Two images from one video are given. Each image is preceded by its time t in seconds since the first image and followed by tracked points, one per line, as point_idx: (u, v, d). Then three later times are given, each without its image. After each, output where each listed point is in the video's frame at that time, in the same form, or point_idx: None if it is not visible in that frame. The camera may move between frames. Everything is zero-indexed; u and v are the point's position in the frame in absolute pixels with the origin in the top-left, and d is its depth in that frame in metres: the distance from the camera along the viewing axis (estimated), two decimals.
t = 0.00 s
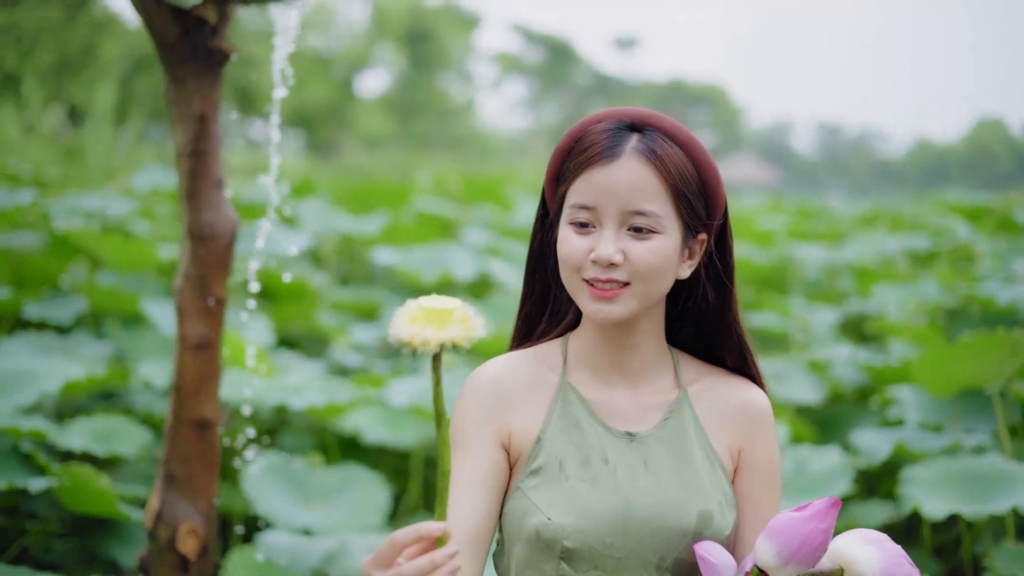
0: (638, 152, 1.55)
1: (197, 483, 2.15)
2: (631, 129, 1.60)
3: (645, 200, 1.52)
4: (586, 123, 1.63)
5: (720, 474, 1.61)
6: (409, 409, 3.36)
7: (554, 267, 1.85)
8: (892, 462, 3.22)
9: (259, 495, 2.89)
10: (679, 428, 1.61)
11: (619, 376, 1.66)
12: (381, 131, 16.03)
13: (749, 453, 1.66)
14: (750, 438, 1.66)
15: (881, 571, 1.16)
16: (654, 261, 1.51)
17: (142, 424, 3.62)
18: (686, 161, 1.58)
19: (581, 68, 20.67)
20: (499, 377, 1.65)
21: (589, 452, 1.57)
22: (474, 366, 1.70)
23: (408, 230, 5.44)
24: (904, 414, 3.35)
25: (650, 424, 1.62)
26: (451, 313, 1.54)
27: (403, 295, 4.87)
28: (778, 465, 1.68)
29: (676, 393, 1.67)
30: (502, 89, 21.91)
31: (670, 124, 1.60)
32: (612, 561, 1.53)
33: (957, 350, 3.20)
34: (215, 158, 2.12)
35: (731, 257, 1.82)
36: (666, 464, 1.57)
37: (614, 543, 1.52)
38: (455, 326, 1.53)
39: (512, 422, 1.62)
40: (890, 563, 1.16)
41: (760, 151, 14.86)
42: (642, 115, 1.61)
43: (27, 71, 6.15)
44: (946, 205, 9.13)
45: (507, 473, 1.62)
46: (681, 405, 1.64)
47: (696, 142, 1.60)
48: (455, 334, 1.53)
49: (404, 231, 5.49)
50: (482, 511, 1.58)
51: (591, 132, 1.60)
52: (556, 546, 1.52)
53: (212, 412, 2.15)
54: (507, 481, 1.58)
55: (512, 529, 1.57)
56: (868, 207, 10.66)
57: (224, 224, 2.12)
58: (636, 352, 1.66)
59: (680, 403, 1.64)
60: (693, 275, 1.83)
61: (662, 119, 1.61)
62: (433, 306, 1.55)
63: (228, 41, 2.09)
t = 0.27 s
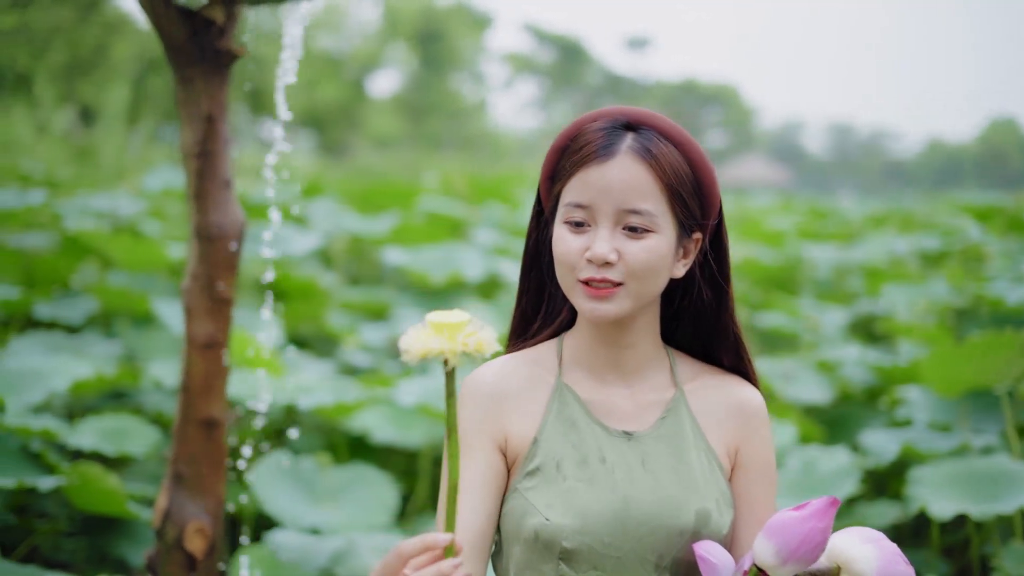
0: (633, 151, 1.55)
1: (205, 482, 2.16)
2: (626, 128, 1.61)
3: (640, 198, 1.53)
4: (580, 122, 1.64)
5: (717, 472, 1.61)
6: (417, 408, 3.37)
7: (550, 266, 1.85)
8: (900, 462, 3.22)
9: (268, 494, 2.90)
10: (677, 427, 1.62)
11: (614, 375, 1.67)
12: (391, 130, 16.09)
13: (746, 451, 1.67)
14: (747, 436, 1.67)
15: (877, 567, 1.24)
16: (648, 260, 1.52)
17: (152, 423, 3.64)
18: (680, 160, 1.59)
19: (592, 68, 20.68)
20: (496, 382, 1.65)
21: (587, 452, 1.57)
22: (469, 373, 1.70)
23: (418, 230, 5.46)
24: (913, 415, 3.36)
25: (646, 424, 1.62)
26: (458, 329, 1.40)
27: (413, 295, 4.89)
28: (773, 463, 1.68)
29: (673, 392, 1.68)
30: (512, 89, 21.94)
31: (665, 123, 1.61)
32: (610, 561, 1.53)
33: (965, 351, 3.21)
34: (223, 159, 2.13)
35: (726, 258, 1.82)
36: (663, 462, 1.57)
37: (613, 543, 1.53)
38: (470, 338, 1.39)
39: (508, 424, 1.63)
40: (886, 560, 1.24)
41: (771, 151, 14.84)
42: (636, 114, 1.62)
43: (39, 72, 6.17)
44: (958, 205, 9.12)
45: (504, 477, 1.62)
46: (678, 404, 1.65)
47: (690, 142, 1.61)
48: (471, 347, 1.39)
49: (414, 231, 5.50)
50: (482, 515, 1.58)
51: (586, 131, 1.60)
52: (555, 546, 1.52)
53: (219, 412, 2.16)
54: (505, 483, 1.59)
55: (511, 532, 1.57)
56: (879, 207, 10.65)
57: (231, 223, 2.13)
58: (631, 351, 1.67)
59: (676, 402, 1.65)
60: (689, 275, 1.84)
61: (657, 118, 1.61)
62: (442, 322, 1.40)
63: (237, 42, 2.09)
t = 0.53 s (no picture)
0: (628, 149, 1.56)
1: (214, 480, 2.17)
2: (621, 126, 1.61)
3: (635, 195, 1.53)
4: (574, 121, 1.64)
5: (713, 471, 1.62)
6: (425, 407, 3.38)
7: (542, 265, 1.85)
8: (910, 462, 3.22)
9: (278, 493, 2.91)
10: (673, 425, 1.63)
11: (607, 373, 1.67)
12: (404, 130, 16.11)
13: (740, 449, 1.68)
14: (742, 434, 1.68)
15: (872, 563, 1.27)
16: (643, 257, 1.52)
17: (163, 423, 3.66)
18: (675, 158, 1.60)
19: (606, 69, 20.67)
20: (493, 381, 1.67)
21: (582, 452, 1.58)
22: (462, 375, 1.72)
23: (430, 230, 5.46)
24: (923, 415, 3.35)
25: (642, 421, 1.63)
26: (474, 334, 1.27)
27: (424, 295, 4.90)
28: (767, 460, 1.70)
29: (667, 390, 1.69)
30: (526, 89, 21.95)
31: (659, 121, 1.62)
32: (606, 561, 1.53)
33: (974, 351, 3.20)
34: (232, 159, 2.14)
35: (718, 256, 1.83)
36: (659, 461, 1.57)
37: (610, 542, 1.53)
38: (483, 341, 1.25)
39: (502, 425, 1.63)
40: (881, 557, 1.26)
41: (784, 151, 14.81)
42: (631, 113, 1.62)
43: (52, 72, 6.19)
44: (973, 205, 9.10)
45: (500, 476, 1.63)
46: (673, 402, 1.66)
47: (684, 140, 1.62)
48: (486, 352, 1.25)
49: (426, 231, 5.51)
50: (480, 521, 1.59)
51: (581, 129, 1.61)
52: (552, 546, 1.53)
53: (228, 410, 2.17)
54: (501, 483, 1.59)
55: (508, 531, 1.58)
56: (893, 207, 10.62)
57: (239, 223, 2.14)
58: (625, 349, 1.68)
59: (671, 400, 1.66)
60: (683, 273, 1.84)
61: (651, 117, 1.62)
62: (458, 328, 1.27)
63: (245, 43, 2.11)
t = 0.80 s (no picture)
0: (624, 146, 1.57)
1: (222, 478, 2.18)
2: (617, 123, 1.62)
3: (632, 192, 1.54)
4: (570, 118, 1.65)
5: (709, 468, 1.63)
6: (433, 406, 3.39)
7: (538, 264, 1.85)
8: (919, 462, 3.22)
9: (287, 491, 2.92)
10: (668, 423, 1.63)
11: (603, 371, 1.69)
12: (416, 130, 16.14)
13: (737, 446, 1.68)
14: (738, 432, 1.69)
15: (868, 560, 1.28)
16: (640, 254, 1.53)
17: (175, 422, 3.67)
18: (671, 156, 1.61)
19: (618, 69, 20.67)
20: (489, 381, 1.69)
21: (578, 451, 1.58)
22: (458, 375, 1.72)
23: (440, 229, 5.48)
24: (931, 415, 3.35)
25: (637, 420, 1.63)
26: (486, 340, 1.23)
27: (435, 295, 4.91)
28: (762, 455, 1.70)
29: (663, 388, 1.70)
30: (538, 89, 21.97)
31: (654, 119, 1.63)
32: (602, 560, 1.55)
33: (983, 351, 3.20)
34: (241, 158, 2.15)
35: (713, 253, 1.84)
36: (655, 459, 1.58)
37: (606, 541, 1.54)
38: (498, 344, 1.22)
39: (499, 426, 1.63)
40: (876, 554, 1.28)
41: (796, 151, 14.81)
42: (626, 111, 1.63)
43: (65, 72, 6.21)
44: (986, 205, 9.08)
45: (496, 474, 1.62)
46: (668, 400, 1.66)
47: (680, 138, 1.63)
48: (501, 354, 1.22)
49: (437, 230, 5.52)
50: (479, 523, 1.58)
51: (577, 126, 1.62)
52: (548, 547, 1.54)
53: (236, 408, 2.18)
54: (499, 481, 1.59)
55: (504, 530, 1.58)
56: (905, 206, 10.61)
57: (249, 222, 2.15)
58: (621, 347, 1.68)
59: (666, 398, 1.67)
60: (680, 270, 1.85)
61: (646, 115, 1.63)
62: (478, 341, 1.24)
63: (253, 42, 2.12)
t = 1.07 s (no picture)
0: (628, 139, 1.58)
1: (233, 476, 2.20)
2: (619, 117, 1.63)
3: (636, 185, 1.55)
4: (571, 111, 1.65)
5: (708, 464, 1.64)
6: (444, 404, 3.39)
7: (536, 258, 1.85)
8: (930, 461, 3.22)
9: (298, 488, 2.93)
10: (667, 419, 1.64)
11: (602, 367, 1.70)
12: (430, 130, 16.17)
13: (735, 440, 1.71)
14: (736, 426, 1.71)
15: (867, 556, 1.33)
16: (643, 247, 1.53)
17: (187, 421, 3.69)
18: (674, 150, 1.61)
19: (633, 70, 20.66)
20: (486, 379, 1.69)
21: (577, 448, 1.58)
22: (455, 373, 1.72)
23: (453, 229, 5.48)
24: (943, 414, 3.34)
25: (636, 415, 1.65)
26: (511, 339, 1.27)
27: (447, 294, 4.91)
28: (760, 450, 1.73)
29: (661, 383, 1.71)
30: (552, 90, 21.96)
31: (657, 113, 1.64)
32: (602, 556, 1.55)
33: (994, 349, 3.20)
34: (251, 158, 2.16)
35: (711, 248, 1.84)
36: (654, 455, 1.59)
37: (605, 538, 1.55)
38: (524, 342, 1.25)
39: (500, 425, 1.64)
40: (875, 549, 1.34)
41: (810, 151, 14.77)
42: (629, 105, 1.64)
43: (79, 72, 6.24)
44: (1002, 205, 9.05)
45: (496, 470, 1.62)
46: (667, 396, 1.67)
47: (683, 133, 1.63)
48: (527, 352, 1.26)
49: (449, 230, 5.52)
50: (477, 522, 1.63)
51: (579, 119, 1.62)
52: (548, 545, 1.54)
53: (247, 407, 2.19)
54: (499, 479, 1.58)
55: (505, 528, 1.58)
56: (918, 206, 10.59)
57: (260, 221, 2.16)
58: (620, 343, 1.69)
59: (665, 393, 1.67)
60: (679, 263, 1.85)
61: (648, 109, 1.64)
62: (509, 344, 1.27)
63: (264, 41, 2.13)
